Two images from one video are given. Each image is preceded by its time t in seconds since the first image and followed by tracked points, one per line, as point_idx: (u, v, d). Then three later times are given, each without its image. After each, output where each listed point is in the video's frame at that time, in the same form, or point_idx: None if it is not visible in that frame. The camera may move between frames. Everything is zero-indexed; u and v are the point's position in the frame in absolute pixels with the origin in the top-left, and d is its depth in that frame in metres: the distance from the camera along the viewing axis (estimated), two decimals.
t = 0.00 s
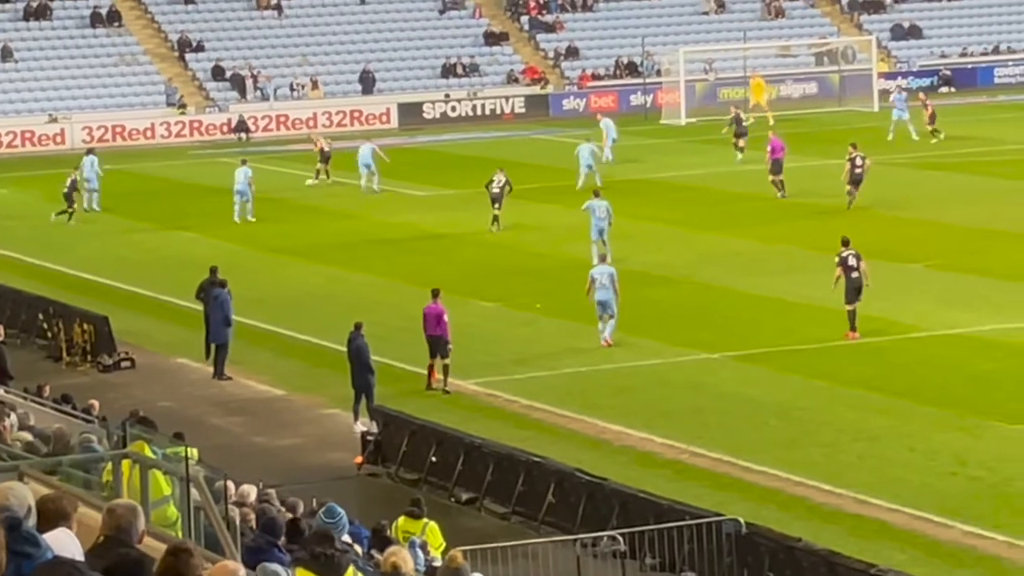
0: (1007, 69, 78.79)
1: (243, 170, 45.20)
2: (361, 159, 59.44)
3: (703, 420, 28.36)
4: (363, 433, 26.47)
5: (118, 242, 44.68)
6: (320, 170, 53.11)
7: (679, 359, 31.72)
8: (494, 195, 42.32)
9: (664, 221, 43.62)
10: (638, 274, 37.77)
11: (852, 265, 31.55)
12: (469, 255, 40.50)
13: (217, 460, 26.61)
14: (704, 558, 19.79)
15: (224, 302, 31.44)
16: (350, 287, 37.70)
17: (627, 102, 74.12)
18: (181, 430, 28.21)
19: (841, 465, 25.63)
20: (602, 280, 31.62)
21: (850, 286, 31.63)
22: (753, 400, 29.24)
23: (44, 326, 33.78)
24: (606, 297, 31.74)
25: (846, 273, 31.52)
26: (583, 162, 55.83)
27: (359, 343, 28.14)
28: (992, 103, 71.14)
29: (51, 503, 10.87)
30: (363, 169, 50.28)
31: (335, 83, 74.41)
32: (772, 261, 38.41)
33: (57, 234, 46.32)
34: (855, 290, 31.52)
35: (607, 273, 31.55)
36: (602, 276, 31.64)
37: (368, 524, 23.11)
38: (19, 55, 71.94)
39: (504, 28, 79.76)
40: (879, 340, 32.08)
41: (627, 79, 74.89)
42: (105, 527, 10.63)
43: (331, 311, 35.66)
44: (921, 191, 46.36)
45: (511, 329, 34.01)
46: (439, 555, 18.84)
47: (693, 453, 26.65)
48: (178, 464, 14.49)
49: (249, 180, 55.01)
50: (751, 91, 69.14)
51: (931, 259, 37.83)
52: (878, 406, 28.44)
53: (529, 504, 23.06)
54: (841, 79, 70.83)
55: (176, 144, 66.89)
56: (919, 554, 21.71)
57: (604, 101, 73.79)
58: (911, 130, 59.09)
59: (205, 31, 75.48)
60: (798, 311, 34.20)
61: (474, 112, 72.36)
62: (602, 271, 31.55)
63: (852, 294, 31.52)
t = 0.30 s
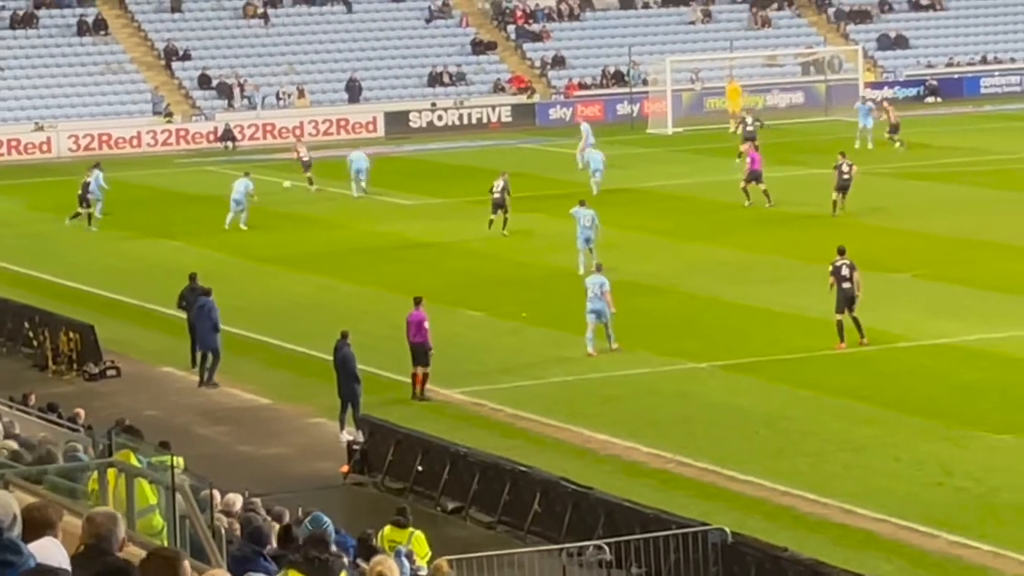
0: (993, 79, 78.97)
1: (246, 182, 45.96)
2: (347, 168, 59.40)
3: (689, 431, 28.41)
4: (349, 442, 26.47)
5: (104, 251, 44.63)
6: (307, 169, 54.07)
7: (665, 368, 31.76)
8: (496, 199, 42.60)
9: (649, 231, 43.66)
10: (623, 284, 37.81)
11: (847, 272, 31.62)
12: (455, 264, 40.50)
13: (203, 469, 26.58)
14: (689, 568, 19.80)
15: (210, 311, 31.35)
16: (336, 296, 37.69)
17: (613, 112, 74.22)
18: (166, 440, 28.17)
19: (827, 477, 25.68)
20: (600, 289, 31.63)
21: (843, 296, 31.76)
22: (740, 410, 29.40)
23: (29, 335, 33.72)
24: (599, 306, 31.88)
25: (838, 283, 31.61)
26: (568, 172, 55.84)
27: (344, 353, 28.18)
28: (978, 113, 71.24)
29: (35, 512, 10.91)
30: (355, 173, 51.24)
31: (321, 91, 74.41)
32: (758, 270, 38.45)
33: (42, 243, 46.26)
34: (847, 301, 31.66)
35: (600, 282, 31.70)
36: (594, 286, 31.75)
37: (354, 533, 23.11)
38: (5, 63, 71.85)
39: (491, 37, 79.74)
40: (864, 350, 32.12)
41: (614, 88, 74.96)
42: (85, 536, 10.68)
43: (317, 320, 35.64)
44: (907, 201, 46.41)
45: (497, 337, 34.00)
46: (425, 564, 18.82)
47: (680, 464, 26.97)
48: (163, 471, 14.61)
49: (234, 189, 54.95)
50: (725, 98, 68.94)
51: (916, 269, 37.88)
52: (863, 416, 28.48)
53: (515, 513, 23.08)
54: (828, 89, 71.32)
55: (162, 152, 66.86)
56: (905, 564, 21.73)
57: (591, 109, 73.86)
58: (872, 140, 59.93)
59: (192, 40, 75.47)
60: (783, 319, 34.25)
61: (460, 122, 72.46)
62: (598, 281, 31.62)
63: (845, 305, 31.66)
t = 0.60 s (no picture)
0: (971, 92, 79.23)
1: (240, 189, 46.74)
2: (325, 180, 59.32)
3: (667, 444, 28.43)
4: (326, 453, 26.44)
5: (81, 262, 44.54)
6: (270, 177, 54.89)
7: (642, 380, 31.77)
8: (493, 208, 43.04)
9: (627, 243, 43.68)
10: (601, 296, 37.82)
11: (843, 284, 31.66)
12: (432, 276, 40.47)
13: (180, 480, 26.52)
14: None
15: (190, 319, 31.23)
16: (313, 307, 37.64)
17: (591, 123, 74.25)
18: (144, 451, 28.10)
19: (805, 491, 25.72)
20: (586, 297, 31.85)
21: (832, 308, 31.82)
22: (718, 422, 29.56)
23: (6, 346, 33.63)
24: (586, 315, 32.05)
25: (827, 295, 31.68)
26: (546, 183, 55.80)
27: (322, 364, 28.17)
28: (956, 126, 71.41)
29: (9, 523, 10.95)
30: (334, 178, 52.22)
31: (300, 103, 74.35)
32: (736, 282, 38.48)
33: (18, 253, 46.13)
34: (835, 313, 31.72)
35: (587, 290, 31.87)
36: (582, 294, 31.92)
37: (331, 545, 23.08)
38: None
39: (470, 48, 79.69)
40: (841, 363, 32.16)
41: (592, 101, 75.05)
42: (55, 548, 10.77)
43: (294, 331, 35.58)
44: (884, 214, 46.49)
45: (474, 349, 33.97)
46: None
47: (657, 475, 27.07)
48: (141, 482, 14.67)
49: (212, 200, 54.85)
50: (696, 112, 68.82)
51: (893, 281, 37.95)
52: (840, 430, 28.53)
53: (492, 525, 23.07)
54: (805, 102, 71.40)
55: (140, 163, 66.70)
56: None
57: (569, 121, 73.78)
58: (822, 150, 61.33)
59: (170, 50, 75.35)
60: (760, 331, 34.31)
61: (438, 133, 72.61)
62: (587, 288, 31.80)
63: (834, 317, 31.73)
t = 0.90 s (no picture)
0: (937, 107, 79.67)
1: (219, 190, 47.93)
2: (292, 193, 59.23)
3: (633, 459, 28.49)
4: (292, 466, 26.39)
5: (47, 275, 44.35)
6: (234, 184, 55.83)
7: (608, 394, 31.80)
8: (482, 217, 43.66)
9: (593, 257, 43.71)
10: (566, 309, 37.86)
11: (823, 298, 31.77)
12: (398, 289, 40.43)
13: (146, 494, 26.44)
14: None
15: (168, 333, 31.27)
16: (280, 320, 37.58)
17: (559, 137, 74.64)
18: (109, 464, 28.00)
19: (771, 508, 25.80)
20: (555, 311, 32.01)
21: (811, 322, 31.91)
22: (685, 436, 29.62)
23: None
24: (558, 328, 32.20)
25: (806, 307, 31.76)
26: (512, 197, 55.83)
27: (289, 377, 28.15)
28: (921, 142, 71.66)
29: None
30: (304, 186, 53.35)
31: (267, 116, 74.24)
32: (702, 296, 38.57)
33: None
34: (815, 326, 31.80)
35: (561, 303, 31.97)
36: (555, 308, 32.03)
37: (298, 558, 23.04)
38: None
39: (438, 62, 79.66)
40: (806, 377, 32.25)
41: (560, 115, 75.13)
42: (19, 560, 10.66)
43: (260, 344, 35.51)
44: (848, 229, 46.61)
45: (440, 362, 33.96)
46: None
47: (623, 488, 27.10)
48: (107, 495, 14.63)
49: (177, 213, 54.70)
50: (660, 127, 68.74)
51: (858, 296, 38.07)
52: (807, 447, 28.67)
53: (459, 539, 23.07)
54: (772, 116, 70.76)
55: (107, 176, 66.43)
56: None
57: (536, 135, 74.20)
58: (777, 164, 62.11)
59: (138, 63, 75.12)
60: (726, 345, 34.38)
61: (407, 146, 72.64)
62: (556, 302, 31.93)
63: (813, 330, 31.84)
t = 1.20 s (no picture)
0: (894, 121, 79.82)
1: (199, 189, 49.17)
2: (249, 206, 59.07)
3: (590, 472, 28.56)
4: (249, 479, 26.35)
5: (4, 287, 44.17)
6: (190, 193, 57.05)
7: (565, 407, 31.85)
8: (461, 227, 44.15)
9: (551, 270, 43.74)
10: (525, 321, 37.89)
11: (792, 312, 31.87)
12: (355, 302, 40.39)
13: (102, 506, 26.35)
14: None
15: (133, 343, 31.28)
16: (237, 332, 37.50)
17: (516, 151, 74.46)
18: (66, 476, 27.90)
19: (727, 521, 25.91)
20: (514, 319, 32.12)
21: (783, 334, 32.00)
22: (642, 449, 29.69)
23: None
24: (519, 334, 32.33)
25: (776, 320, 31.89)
26: (471, 210, 55.82)
27: (246, 389, 28.10)
28: (879, 156, 71.67)
29: None
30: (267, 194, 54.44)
31: (225, 128, 73.91)
32: (659, 310, 38.65)
33: None
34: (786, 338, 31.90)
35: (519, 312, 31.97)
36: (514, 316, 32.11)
37: (254, 571, 23.02)
38: None
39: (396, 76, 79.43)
40: (763, 391, 32.37)
41: (517, 128, 74.86)
42: None
43: (217, 357, 35.42)
44: (804, 243, 46.74)
45: (397, 375, 33.94)
46: None
47: (579, 501, 27.15)
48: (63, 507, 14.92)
49: (135, 226, 54.53)
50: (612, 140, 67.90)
51: (814, 310, 38.20)
52: (764, 461, 28.79)
53: (416, 552, 23.09)
54: (729, 130, 69.95)
55: (64, 188, 66.08)
56: None
57: (494, 148, 74.07)
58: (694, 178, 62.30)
59: (96, 75, 74.83)
60: (684, 358, 34.46)
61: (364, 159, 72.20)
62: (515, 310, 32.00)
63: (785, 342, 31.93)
